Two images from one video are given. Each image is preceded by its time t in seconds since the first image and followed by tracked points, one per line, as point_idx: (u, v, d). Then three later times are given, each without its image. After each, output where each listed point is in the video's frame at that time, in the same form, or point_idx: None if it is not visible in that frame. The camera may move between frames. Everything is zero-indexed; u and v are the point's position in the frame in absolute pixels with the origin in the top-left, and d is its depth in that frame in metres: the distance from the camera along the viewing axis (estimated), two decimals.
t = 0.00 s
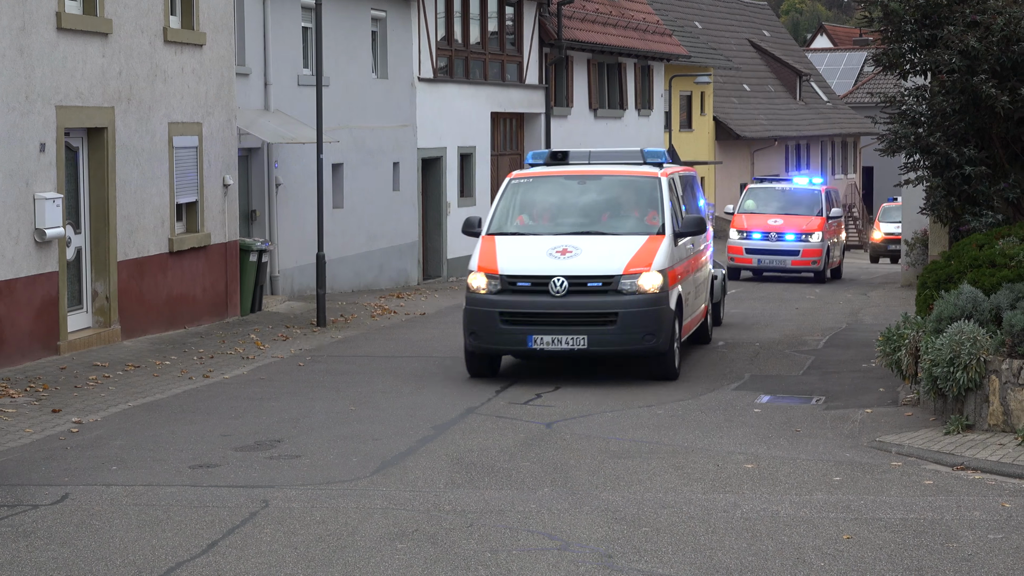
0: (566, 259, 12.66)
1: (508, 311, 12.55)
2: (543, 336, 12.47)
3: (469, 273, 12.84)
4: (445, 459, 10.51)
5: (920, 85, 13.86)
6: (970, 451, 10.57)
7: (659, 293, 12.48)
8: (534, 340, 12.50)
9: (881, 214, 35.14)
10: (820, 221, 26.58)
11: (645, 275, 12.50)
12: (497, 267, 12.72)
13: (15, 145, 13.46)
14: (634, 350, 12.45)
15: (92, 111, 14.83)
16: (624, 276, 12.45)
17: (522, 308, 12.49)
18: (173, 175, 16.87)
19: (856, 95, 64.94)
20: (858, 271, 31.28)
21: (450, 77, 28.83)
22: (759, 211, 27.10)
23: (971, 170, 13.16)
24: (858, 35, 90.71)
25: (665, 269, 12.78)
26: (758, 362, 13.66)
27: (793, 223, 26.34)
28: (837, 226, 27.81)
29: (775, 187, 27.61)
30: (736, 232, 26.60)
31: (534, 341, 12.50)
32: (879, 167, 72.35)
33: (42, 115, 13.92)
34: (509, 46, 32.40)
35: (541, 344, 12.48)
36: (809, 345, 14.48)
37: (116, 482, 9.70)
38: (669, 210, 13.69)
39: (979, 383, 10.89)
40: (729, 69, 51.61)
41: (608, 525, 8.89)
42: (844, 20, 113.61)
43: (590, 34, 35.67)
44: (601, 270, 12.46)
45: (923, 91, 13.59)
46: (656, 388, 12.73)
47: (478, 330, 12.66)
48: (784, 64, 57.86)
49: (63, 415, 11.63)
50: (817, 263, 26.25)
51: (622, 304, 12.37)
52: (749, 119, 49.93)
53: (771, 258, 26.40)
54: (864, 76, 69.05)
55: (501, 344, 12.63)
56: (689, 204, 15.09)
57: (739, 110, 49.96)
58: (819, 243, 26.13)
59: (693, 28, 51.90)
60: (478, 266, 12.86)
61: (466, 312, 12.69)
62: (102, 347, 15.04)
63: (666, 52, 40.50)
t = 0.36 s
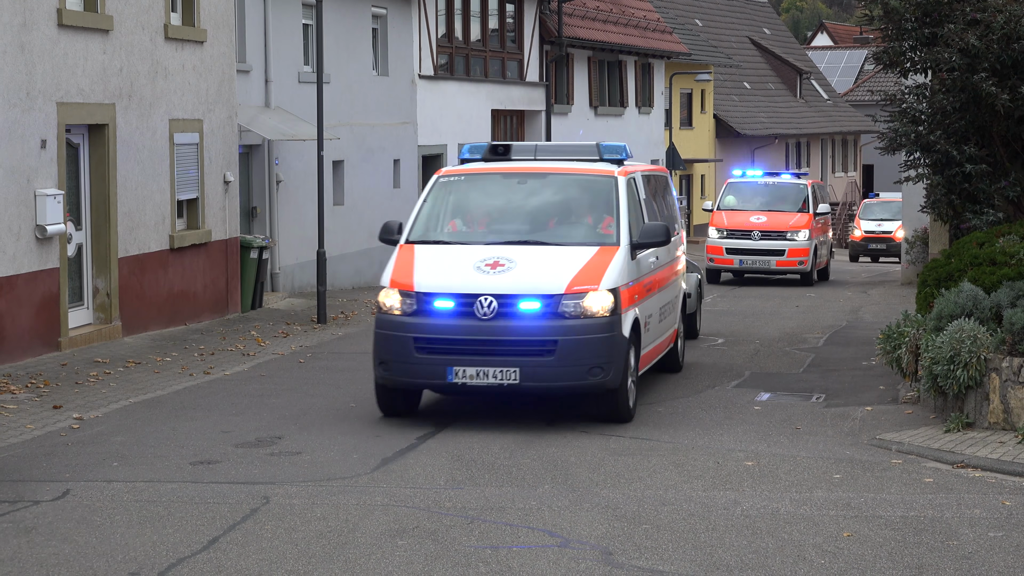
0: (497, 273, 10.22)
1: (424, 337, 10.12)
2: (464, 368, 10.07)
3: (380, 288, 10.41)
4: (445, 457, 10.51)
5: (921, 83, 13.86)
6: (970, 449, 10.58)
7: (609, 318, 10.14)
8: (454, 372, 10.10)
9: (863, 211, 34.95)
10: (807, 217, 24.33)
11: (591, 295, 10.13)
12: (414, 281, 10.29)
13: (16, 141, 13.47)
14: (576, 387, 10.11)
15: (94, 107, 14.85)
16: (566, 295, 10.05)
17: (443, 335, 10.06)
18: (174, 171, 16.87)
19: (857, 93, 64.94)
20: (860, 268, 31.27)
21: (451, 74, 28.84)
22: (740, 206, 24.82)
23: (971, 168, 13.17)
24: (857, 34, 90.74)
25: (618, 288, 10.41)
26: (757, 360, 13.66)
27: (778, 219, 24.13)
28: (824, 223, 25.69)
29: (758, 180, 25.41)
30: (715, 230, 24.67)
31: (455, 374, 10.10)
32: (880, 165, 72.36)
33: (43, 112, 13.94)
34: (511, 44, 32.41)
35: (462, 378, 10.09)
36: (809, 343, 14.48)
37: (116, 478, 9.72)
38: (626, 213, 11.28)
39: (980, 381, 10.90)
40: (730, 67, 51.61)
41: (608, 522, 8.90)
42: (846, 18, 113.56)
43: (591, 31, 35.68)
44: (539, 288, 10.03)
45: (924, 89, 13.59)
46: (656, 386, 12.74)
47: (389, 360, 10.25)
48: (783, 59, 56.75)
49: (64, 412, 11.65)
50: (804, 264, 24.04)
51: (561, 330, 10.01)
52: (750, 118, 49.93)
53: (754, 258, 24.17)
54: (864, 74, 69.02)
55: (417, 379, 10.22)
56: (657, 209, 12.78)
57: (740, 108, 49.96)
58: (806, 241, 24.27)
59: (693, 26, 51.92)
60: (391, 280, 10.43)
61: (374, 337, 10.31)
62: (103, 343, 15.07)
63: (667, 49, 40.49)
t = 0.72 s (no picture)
0: (386, 297, 7.72)
1: (289, 380, 7.64)
2: (339, 419, 7.62)
3: (238, 316, 7.92)
4: (448, 455, 10.51)
5: (924, 79, 13.84)
6: (974, 446, 10.57)
7: (526, 354, 7.69)
8: (327, 425, 7.64)
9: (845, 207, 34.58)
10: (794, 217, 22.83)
11: (503, 323, 7.69)
12: (280, 308, 7.80)
13: (19, 137, 13.48)
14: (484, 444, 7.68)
15: (97, 104, 14.85)
16: (469, 324, 7.58)
17: (312, 379, 7.61)
18: (177, 167, 16.86)
19: (860, 90, 64.92)
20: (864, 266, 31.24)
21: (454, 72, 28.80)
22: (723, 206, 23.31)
23: (974, 165, 13.15)
24: (858, 30, 90.69)
25: (539, 313, 7.93)
26: (761, 356, 13.65)
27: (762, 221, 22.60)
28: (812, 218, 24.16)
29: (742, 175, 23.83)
30: (697, 232, 22.96)
31: (327, 427, 7.64)
32: (882, 163, 72.38)
33: (47, 108, 13.95)
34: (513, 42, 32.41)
35: (337, 431, 7.63)
36: (812, 340, 14.47)
37: (121, 474, 9.72)
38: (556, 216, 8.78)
39: (983, 377, 10.90)
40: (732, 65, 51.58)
41: (612, 518, 8.89)
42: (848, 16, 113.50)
43: (593, 29, 35.66)
44: (432, 316, 7.56)
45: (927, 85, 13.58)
46: (659, 382, 12.73)
47: (245, 409, 7.78)
48: (787, 59, 56.22)
49: (67, 408, 11.66)
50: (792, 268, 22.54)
51: (463, 370, 7.54)
52: (752, 116, 49.91)
53: (738, 263, 22.68)
54: (868, 71, 68.98)
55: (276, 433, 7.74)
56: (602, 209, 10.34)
57: (742, 107, 49.95)
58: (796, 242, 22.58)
59: (697, 22, 51.88)
60: (251, 306, 7.95)
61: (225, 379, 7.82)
62: (106, 340, 15.08)
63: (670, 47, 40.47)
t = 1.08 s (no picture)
0: (176, 342, 5.23)
1: (28, 456, 5.13)
2: (97, 517, 5.08)
3: None
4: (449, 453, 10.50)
5: (927, 75, 13.83)
6: (976, 442, 10.57)
7: (374, 414, 5.22)
8: (79, 525, 5.10)
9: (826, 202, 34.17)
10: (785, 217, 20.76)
11: (340, 378, 5.18)
12: (23, 357, 5.30)
13: (21, 135, 13.47)
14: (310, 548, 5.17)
15: (99, 102, 14.84)
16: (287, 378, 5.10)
17: (67, 460, 5.09)
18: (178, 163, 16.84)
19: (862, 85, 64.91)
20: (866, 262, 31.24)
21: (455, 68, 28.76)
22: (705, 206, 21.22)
23: (977, 161, 13.16)
24: (860, 27, 90.58)
25: (391, 357, 5.38)
26: (763, 353, 13.64)
27: (748, 222, 20.49)
28: (804, 217, 22.09)
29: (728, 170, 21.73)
30: (676, 235, 20.81)
31: (79, 527, 5.10)
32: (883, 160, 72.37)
33: (48, 106, 13.94)
34: (515, 38, 32.35)
35: (95, 534, 5.09)
36: (814, 337, 14.47)
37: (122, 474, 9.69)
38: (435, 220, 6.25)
39: (985, 374, 10.89)
40: (735, 61, 51.54)
41: (613, 516, 8.90)
42: (850, 12, 113.40)
43: (596, 25, 35.60)
44: (239, 364, 5.10)
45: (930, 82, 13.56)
46: (662, 379, 12.73)
47: None
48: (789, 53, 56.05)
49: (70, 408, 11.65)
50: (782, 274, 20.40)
51: (276, 441, 5.04)
52: (754, 112, 49.89)
53: (721, 269, 20.53)
54: (870, 67, 68.92)
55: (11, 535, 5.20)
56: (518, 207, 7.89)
57: (744, 103, 49.92)
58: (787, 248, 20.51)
59: (700, 18, 51.85)
60: None
61: None
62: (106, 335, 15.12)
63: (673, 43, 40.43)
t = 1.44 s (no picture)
0: None
1: None
2: None
3: None
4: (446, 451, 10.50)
5: (922, 73, 13.82)
6: (970, 441, 10.58)
7: None
8: None
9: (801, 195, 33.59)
10: (769, 223, 18.16)
11: None
12: None
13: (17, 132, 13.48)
14: None
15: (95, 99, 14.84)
16: None
17: None
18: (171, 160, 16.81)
19: (857, 84, 64.75)
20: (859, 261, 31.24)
21: (451, 65, 28.74)
22: (676, 210, 18.62)
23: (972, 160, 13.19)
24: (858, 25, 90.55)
25: (13, 478, 3.05)
26: (758, 351, 13.66)
27: (726, 228, 17.94)
28: (788, 221, 19.55)
29: (703, 170, 19.17)
30: (644, 242, 18.13)
31: None
32: (878, 159, 72.23)
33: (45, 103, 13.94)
34: (512, 36, 32.30)
35: None
36: (809, 335, 14.48)
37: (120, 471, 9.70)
38: (143, 237, 3.74)
39: (979, 372, 10.90)
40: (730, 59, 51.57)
41: (608, 514, 8.89)
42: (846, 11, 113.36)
43: (591, 23, 35.64)
44: None
45: (925, 80, 13.53)
46: (657, 378, 12.72)
47: None
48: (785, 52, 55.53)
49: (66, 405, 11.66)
50: (764, 287, 17.81)
51: None
52: (748, 112, 49.80)
53: (695, 282, 17.85)
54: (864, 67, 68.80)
55: None
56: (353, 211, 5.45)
57: (738, 102, 49.81)
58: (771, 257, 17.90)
59: (695, 16, 51.90)
60: None
61: None
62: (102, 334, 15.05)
63: (669, 40, 40.47)
